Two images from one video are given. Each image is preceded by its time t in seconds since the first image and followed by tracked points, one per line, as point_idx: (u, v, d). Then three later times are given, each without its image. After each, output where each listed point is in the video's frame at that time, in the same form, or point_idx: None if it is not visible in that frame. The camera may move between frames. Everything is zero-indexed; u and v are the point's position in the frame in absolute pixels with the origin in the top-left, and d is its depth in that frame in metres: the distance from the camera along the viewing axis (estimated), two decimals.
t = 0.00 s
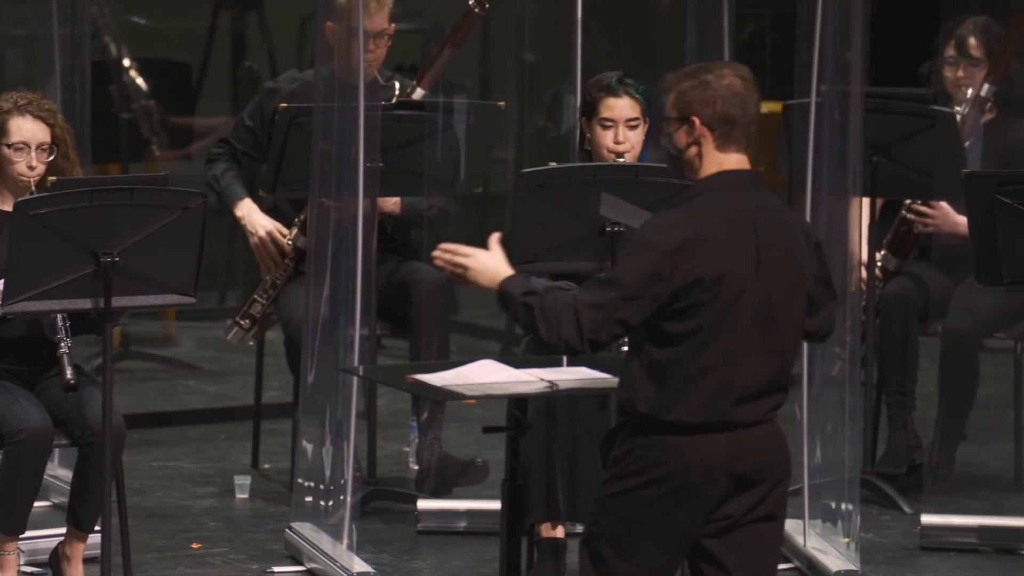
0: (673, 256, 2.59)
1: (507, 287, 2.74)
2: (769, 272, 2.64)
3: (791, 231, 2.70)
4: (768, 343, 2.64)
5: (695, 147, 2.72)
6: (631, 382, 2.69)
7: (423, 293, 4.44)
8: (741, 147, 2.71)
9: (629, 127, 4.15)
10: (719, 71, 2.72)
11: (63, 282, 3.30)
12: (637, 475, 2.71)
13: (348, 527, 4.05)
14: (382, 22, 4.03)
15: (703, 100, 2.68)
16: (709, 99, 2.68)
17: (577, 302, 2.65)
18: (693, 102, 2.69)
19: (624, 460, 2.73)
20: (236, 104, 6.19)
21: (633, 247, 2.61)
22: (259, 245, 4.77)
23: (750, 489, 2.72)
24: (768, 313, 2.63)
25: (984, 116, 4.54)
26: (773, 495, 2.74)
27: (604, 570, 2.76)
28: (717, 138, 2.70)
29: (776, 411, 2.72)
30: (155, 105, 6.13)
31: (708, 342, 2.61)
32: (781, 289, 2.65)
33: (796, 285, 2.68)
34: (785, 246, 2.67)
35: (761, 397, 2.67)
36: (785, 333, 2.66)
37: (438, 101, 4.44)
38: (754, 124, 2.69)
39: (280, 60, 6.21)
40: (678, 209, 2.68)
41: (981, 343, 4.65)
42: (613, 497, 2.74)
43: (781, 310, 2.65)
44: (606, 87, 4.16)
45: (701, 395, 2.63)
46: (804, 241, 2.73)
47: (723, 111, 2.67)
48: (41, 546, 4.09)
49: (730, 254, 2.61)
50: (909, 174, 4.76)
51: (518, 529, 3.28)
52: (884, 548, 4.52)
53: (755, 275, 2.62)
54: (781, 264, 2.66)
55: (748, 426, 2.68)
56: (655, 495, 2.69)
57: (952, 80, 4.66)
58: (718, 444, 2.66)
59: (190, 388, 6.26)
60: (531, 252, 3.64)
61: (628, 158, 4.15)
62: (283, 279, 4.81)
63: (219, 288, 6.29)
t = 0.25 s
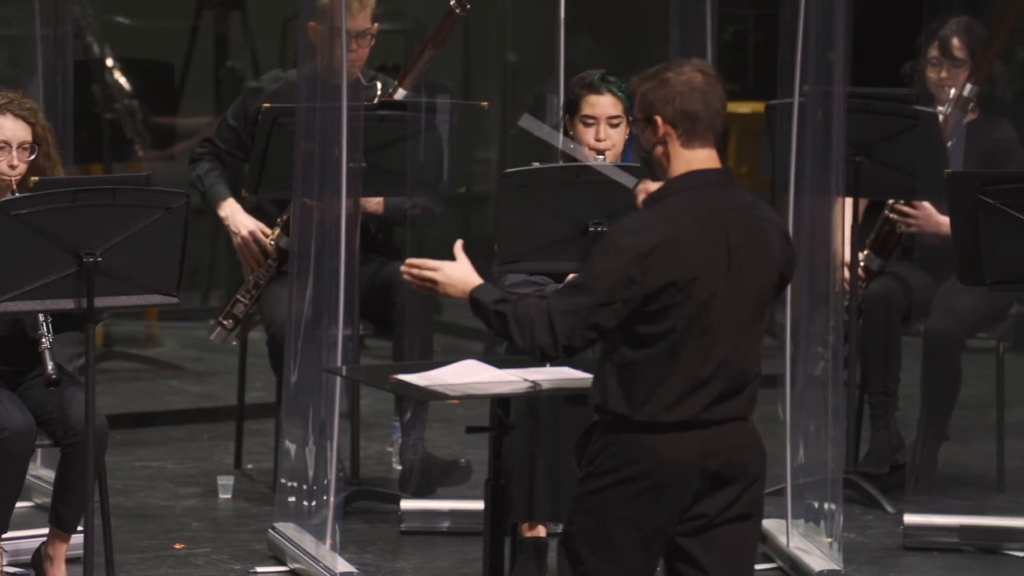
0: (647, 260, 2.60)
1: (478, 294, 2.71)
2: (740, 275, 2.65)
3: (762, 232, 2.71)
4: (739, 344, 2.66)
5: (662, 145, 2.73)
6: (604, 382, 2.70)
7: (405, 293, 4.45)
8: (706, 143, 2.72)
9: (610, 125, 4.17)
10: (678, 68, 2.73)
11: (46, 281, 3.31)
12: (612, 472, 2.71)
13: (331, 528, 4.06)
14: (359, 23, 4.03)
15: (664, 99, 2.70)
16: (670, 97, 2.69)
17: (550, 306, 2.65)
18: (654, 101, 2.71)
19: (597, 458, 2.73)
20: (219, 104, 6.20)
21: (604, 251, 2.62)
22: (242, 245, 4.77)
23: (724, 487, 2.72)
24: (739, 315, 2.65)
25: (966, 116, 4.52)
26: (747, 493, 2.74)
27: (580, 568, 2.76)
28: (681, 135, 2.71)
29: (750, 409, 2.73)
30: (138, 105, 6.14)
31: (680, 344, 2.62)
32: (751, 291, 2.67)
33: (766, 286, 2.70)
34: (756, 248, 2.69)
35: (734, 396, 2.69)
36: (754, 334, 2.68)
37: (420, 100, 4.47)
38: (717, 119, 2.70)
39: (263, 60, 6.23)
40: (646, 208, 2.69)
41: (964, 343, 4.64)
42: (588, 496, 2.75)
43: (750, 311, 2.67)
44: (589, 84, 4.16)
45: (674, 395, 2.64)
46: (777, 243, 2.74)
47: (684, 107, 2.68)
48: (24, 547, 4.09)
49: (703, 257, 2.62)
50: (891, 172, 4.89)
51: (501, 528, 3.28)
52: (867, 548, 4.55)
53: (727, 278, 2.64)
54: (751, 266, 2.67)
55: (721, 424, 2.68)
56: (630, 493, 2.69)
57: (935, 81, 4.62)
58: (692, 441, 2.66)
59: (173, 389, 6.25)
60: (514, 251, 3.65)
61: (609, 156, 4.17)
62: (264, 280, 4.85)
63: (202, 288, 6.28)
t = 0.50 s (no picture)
0: (628, 260, 2.60)
1: (467, 306, 2.75)
2: (721, 275, 2.66)
3: (744, 234, 2.72)
4: (721, 345, 2.66)
5: (644, 146, 2.75)
6: (586, 383, 2.70)
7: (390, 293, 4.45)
8: (689, 143, 2.72)
9: (596, 125, 4.17)
10: (659, 70, 2.75)
11: (31, 282, 3.31)
12: (591, 472, 2.71)
13: (316, 528, 4.08)
14: (346, 23, 4.05)
15: (645, 99, 2.72)
16: (652, 98, 2.71)
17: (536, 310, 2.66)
18: (637, 102, 2.73)
19: (577, 458, 2.73)
20: (204, 104, 6.19)
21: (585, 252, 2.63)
22: (225, 246, 4.77)
23: (703, 487, 2.73)
24: (721, 317, 2.66)
25: (950, 116, 4.50)
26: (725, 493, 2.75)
27: (557, 568, 2.75)
28: (663, 135, 2.72)
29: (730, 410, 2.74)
30: (123, 105, 6.13)
31: (662, 344, 2.63)
32: (732, 292, 2.67)
33: (747, 287, 2.70)
34: (737, 249, 2.70)
35: (715, 397, 2.69)
36: (736, 335, 2.68)
37: (405, 100, 4.49)
38: (699, 119, 2.71)
39: (247, 61, 6.18)
40: (625, 210, 2.69)
41: (947, 343, 4.65)
42: (567, 496, 2.74)
43: (732, 312, 2.67)
44: (576, 84, 4.18)
45: (655, 396, 2.64)
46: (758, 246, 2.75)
47: (665, 107, 2.70)
48: (7, 547, 4.08)
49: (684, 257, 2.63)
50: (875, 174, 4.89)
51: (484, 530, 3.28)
52: (852, 548, 4.57)
53: (708, 278, 2.64)
54: (733, 267, 2.68)
55: (700, 424, 2.69)
56: (609, 492, 2.69)
57: (919, 81, 4.58)
58: (672, 441, 2.67)
59: (158, 389, 6.24)
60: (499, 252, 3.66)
61: (595, 156, 4.17)
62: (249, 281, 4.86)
63: (187, 287, 6.21)
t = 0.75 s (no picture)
0: (609, 253, 2.61)
1: (452, 296, 2.73)
2: (703, 274, 2.66)
3: (728, 234, 2.72)
4: (702, 342, 2.66)
5: (634, 144, 2.76)
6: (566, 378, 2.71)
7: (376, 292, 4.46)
8: (679, 142, 2.74)
9: (585, 123, 4.18)
10: (650, 68, 2.77)
11: (15, 282, 3.32)
12: (576, 471, 2.72)
13: (301, 528, 4.09)
14: (334, 23, 4.06)
15: (635, 97, 2.73)
16: (642, 96, 2.73)
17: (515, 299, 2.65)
18: (628, 99, 2.74)
19: (562, 457, 2.74)
20: (188, 104, 6.18)
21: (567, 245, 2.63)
22: (211, 246, 4.79)
23: (688, 487, 2.73)
24: (702, 315, 2.66)
25: (934, 116, 4.49)
26: (711, 494, 2.75)
27: (542, 567, 2.76)
28: (653, 132, 2.73)
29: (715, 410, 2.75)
30: (108, 106, 6.13)
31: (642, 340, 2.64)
32: (715, 292, 2.68)
33: (731, 288, 2.70)
34: (721, 249, 2.70)
35: (695, 395, 2.70)
36: (718, 332, 2.69)
37: (391, 100, 4.50)
38: (689, 117, 2.73)
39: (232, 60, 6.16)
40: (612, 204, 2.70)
41: (932, 342, 4.66)
42: (552, 495, 2.76)
43: (714, 309, 2.68)
44: (563, 83, 4.19)
45: (633, 391, 2.65)
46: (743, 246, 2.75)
47: (655, 104, 2.71)
48: None
49: (665, 253, 2.63)
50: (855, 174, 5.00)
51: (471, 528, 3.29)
52: (836, 548, 4.62)
53: (689, 276, 2.65)
54: (716, 266, 2.68)
55: (684, 424, 2.70)
56: (593, 492, 2.70)
57: (903, 81, 4.61)
58: (655, 440, 2.68)
59: (143, 389, 6.24)
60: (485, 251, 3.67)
61: (583, 154, 4.17)
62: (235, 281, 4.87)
63: (172, 288, 6.19)
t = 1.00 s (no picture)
0: (592, 253, 2.62)
1: (420, 293, 2.72)
2: (689, 275, 2.67)
3: (717, 237, 2.72)
4: (687, 344, 2.66)
5: (624, 148, 2.77)
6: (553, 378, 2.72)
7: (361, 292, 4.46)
8: (669, 145, 2.75)
9: (570, 124, 4.18)
10: (642, 72, 2.78)
11: None
12: (561, 473, 2.72)
13: (287, 528, 4.09)
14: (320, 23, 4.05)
15: (627, 100, 2.74)
16: (633, 99, 2.73)
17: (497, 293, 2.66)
18: (620, 102, 2.75)
19: (547, 458, 2.75)
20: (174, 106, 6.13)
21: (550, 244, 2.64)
22: (196, 246, 4.80)
23: (674, 489, 2.73)
24: (688, 317, 2.66)
25: (919, 116, 4.52)
26: (698, 495, 2.75)
27: (527, 568, 2.77)
28: (644, 135, 2.74)
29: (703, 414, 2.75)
30: (93, 105, 6.13)
31: (625, 340, 2.64)
32: (702, 294, 2.68)
33: (720, 291, 2.70)
34: (709, 251, 2.70)
35: (682, 398, 2.70)
36: (705, 335, 2.69)
37: (377, 101, 4.42)
38: (680, 121, 2.74)
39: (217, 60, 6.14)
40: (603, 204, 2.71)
41: (917, 342, 4.67)
42: (537, 495, 2.76)
43: (700, 312, 2.68)
44: (547, 83, 4.20)
45: (617, 392, 2.65)
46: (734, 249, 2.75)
47: (647, 107, 2.72)
48: None
49: (650, 254, 2.64)
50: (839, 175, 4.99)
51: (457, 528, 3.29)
52: (821, 548, 4.63)
53: (674, 277, 2.66)
54: (703, 269, 2.68)
55: (670, 427, 2.70)
56: (578, 493, 2.71)
57: (888, 81, 4.61)
58: (640, 441, 2.68)
59: (128, 389, 6.23)
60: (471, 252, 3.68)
61: (567, 155, 4.18)
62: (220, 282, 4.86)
63: (156, 287, 6.17)
